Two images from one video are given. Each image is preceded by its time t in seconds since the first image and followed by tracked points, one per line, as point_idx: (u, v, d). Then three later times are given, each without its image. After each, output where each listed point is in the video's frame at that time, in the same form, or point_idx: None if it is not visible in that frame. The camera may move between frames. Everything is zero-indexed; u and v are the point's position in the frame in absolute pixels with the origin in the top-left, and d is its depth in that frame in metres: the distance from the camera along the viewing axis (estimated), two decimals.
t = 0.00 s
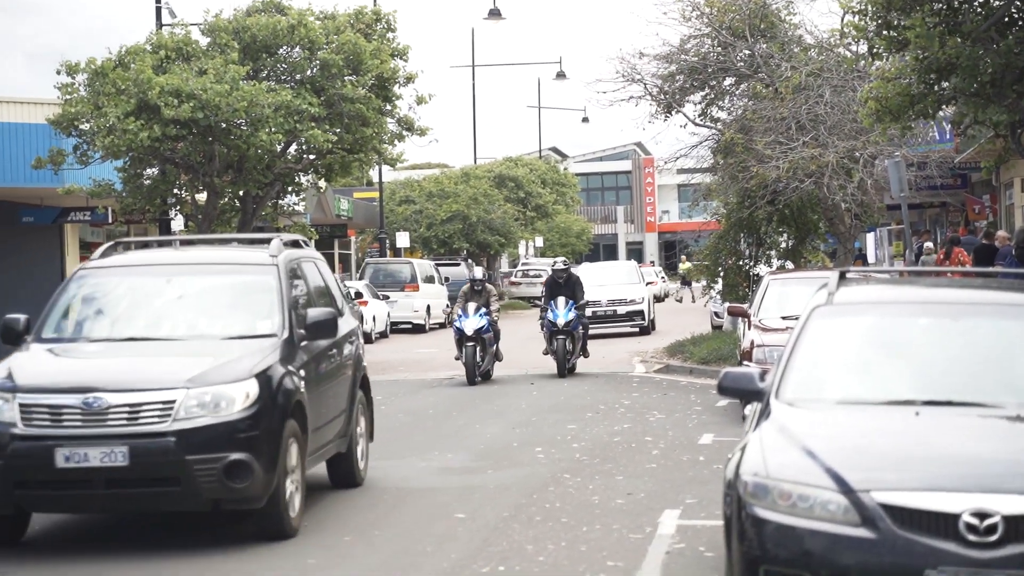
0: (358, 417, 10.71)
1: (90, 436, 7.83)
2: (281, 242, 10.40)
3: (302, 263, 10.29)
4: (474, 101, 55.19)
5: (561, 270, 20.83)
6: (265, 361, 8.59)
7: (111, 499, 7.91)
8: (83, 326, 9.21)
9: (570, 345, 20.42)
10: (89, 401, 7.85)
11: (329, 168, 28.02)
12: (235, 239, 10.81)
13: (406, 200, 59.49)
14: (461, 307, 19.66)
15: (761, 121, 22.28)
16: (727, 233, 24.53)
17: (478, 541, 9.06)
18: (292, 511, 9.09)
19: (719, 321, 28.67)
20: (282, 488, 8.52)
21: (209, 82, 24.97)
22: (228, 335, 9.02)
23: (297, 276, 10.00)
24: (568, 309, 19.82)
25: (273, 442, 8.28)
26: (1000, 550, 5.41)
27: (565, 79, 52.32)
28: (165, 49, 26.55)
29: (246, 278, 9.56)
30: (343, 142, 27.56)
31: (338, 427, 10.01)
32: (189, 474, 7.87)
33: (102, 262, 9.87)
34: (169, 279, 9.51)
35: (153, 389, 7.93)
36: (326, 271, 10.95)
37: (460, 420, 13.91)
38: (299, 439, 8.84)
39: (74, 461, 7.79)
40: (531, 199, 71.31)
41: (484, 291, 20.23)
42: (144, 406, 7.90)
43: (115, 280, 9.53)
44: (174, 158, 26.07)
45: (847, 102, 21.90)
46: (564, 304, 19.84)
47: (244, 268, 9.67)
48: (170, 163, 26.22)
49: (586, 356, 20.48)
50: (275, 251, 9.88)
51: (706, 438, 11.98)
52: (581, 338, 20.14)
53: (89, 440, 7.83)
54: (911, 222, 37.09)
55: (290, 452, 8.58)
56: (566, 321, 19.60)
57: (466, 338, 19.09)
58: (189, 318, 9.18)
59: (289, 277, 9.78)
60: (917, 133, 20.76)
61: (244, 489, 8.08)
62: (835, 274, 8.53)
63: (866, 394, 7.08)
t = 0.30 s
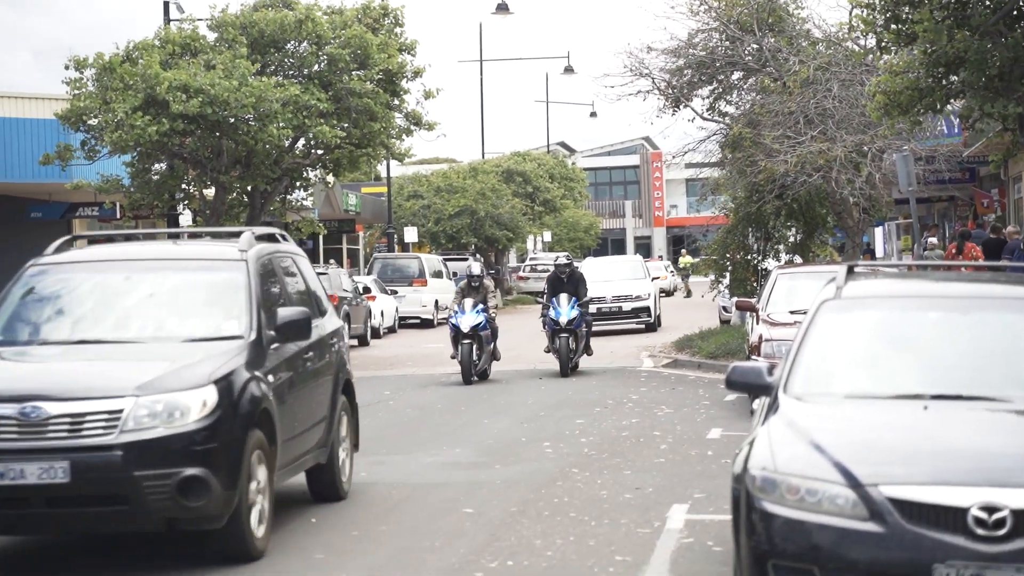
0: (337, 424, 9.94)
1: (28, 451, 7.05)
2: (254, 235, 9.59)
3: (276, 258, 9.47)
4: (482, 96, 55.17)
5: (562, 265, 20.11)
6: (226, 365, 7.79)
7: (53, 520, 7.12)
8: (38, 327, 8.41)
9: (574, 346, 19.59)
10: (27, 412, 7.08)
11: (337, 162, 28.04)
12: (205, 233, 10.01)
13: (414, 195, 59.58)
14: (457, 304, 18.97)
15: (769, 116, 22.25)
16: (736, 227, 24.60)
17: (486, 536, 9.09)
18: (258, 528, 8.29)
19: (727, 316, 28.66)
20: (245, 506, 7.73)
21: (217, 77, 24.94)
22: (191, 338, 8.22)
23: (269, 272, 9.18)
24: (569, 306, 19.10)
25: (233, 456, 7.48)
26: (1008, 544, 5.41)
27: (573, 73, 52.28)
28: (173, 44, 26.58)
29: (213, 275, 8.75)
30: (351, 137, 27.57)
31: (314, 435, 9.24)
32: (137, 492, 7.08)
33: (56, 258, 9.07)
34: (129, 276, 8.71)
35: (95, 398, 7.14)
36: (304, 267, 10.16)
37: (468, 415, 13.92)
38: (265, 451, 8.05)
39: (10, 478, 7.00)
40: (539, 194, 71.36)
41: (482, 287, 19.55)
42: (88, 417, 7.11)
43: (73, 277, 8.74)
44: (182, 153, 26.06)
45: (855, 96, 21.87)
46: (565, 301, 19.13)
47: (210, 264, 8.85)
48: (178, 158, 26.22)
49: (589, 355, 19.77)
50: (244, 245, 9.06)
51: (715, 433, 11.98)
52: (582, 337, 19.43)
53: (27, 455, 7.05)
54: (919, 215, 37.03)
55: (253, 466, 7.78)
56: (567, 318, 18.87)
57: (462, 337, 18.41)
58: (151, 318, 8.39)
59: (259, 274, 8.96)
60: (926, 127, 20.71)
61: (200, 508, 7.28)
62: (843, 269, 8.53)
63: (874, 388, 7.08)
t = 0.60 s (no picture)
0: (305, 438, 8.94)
1: None
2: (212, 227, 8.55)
3: (237, 252, 8.44)
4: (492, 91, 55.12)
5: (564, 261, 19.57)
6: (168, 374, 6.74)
7: None
8: None
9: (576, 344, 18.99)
10: None
11: (347, 159, 28.01)
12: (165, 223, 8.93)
13: (425, 190, 59.66)
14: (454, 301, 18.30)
15: (779, 110, 22.20)
16: (746, 223, 24.63)
17: (496, 532, 9.11)
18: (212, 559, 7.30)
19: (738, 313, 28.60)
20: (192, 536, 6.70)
21: (227, 73, 24.91)
22: (134, 343, 7.19)
23: (229, 268, 8.15)
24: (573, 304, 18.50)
25: (172, 480, 6.44)
26: (1020, 539, 5.40)
27: (583, 69, 52.24)
28: (184, 41, 26.63)
29: (165, 272, 7.70)
30: (361, 133, 27.53)
31: (275, 451, 8.24)
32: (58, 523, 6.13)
33: None
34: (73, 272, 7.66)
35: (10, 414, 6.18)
36: (272, 263, 9.15)
37: (480, 411, 13.93)
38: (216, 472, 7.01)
39: None
40: (549, 189, 71.41)
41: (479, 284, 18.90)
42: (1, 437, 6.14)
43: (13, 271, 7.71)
44: (193, 150, 26.08)
45: (865, 92, 21.84)
46: (569, 299, 18.53)
47: (161, 260, 7.80)
48: (188, 155, 26.24)
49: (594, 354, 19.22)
50: (200, 236, 8.01)
51: (725, 429, 11.97)
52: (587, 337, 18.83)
53: None
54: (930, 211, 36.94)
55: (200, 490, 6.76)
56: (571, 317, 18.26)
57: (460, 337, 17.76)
58: (94, 321, 7.35)
59: (217, 270, 7.92)
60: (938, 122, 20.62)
61: (132, 540, 6.30)
62: (853, 264, 8.54)
63: (884, 384, 7.07)
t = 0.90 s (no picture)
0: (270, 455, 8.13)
1: None
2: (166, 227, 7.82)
3: (191, 252, 7.67)
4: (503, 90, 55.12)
5: (567, 259, 19.00)
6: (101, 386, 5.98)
7: None
8: None
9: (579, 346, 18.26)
10: None
11: (358, 158, 27.72)
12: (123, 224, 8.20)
13: (436, 189, 59.80)
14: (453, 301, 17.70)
15: (791, 108, 22.17)
16: (758, 222, 24.51)
17: (508, 530, 9.14)
18: None
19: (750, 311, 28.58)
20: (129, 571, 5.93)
21: (238, 72, 24.84)
22: (64, 354, 6.44)
23: (179, 270, 7.38)
24: (576, 304, 17.89)
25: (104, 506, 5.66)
26: None
27: (594, 67, 52.21)
28: (196, 40, 26.68)
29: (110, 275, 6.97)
30: (372, 131, 27.51)
31: (233, 473, 7.46)
32: None
33: None
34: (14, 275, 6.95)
35: None
36: (234, 265, 8.38)
37: (491, 409, 13.93)
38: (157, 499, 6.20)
39: None
40: (560, 187, 71.46)
41: (479, 283, 18.31)
42: None
43: None
44: (204, 149, 26.07)
45: (877, 89, 21.80)
46: (572, 298, 17.92)
47: (102, 263, 7.06)
48: (200, 154, 26.24)
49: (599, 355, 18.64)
50: (146, 235, 7.27)
51: (737, 427, 11.97)
52: (592, 338, 18.21)
53: None
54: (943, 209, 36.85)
55: (137, 519, 5.97)
56: (574, 317, 17.65)
57: (459, 339, 17.15)
58: (35, 330, 6.63)
59: (165, 272, 7.16)
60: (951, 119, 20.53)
61: None
62: (865, 262, 8.54)
63: (896, 382, 7.06)
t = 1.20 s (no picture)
0: (218, 488, 6.91)
1: None
2: (100, 219, 6.72)
3: (121, 253, 6.51)
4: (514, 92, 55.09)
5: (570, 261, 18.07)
6: None
7: None
8: None
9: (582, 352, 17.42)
10: None
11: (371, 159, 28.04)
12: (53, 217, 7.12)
13: (448, 191, 59.87)
14: (450, 306, 16.67)
15: (803, 110, 22.13)
16: (770, 223, 24.63)
17: (521, 532, 9.14)
18: None
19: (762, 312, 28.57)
20: None
21: (251, 74, 24.76)
22: None
23: (107, 272, 6.28)
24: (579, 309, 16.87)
25: None
26: None
27: (607, 69, 52.16)
28: (209, 42, 26.63)
29: (22, 276, 5.90)
30: (384, 133, 27.40)
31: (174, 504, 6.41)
32: None
33: None
34: None
35: None
36: (180, 270, 7.22)
37: (505, 411, 13.93)
38: (60, 544, 5.21)
39: None
40: (572, 189, 71.60)
41: (478, 286, 17.33)
42: None
43: None
44: (217, 151, 26.03)
45: (890, 91, 21.75)
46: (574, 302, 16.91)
47: (9, 265, 5.95)
48: (213, 156, 26.19)
49: (602, 362, 17.73)
50: (64, 232, 6.14)
51: (750, 429, 11.95)
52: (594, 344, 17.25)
53: None
54: (957, 211, 36.78)
55: (30, 572, 4.95)
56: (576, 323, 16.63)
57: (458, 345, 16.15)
58: None
59: (86, 278, 6.04)
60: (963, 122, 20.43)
61: None
62: (879, 264, 8.54)
63: (909, 385, 7.05)
